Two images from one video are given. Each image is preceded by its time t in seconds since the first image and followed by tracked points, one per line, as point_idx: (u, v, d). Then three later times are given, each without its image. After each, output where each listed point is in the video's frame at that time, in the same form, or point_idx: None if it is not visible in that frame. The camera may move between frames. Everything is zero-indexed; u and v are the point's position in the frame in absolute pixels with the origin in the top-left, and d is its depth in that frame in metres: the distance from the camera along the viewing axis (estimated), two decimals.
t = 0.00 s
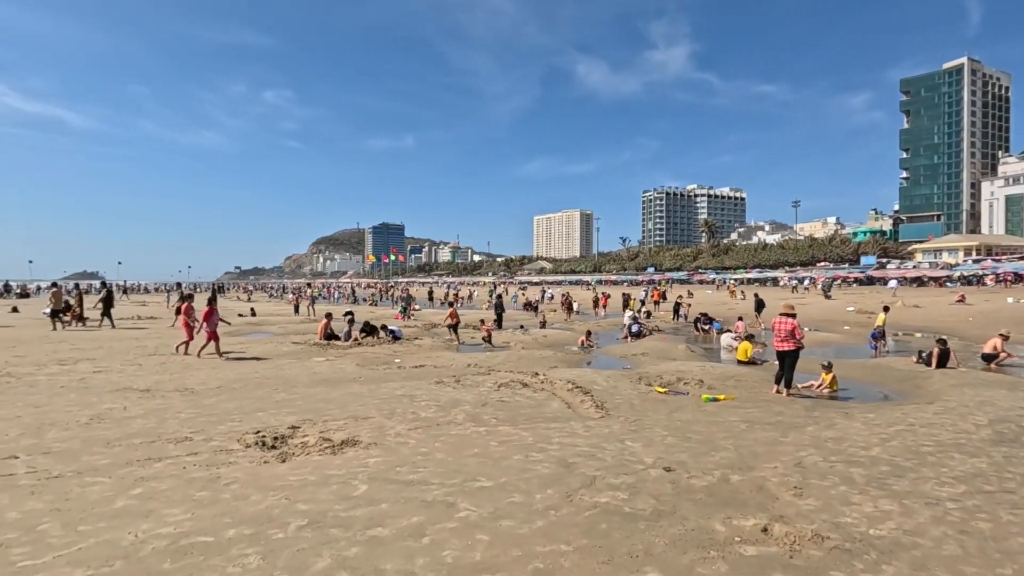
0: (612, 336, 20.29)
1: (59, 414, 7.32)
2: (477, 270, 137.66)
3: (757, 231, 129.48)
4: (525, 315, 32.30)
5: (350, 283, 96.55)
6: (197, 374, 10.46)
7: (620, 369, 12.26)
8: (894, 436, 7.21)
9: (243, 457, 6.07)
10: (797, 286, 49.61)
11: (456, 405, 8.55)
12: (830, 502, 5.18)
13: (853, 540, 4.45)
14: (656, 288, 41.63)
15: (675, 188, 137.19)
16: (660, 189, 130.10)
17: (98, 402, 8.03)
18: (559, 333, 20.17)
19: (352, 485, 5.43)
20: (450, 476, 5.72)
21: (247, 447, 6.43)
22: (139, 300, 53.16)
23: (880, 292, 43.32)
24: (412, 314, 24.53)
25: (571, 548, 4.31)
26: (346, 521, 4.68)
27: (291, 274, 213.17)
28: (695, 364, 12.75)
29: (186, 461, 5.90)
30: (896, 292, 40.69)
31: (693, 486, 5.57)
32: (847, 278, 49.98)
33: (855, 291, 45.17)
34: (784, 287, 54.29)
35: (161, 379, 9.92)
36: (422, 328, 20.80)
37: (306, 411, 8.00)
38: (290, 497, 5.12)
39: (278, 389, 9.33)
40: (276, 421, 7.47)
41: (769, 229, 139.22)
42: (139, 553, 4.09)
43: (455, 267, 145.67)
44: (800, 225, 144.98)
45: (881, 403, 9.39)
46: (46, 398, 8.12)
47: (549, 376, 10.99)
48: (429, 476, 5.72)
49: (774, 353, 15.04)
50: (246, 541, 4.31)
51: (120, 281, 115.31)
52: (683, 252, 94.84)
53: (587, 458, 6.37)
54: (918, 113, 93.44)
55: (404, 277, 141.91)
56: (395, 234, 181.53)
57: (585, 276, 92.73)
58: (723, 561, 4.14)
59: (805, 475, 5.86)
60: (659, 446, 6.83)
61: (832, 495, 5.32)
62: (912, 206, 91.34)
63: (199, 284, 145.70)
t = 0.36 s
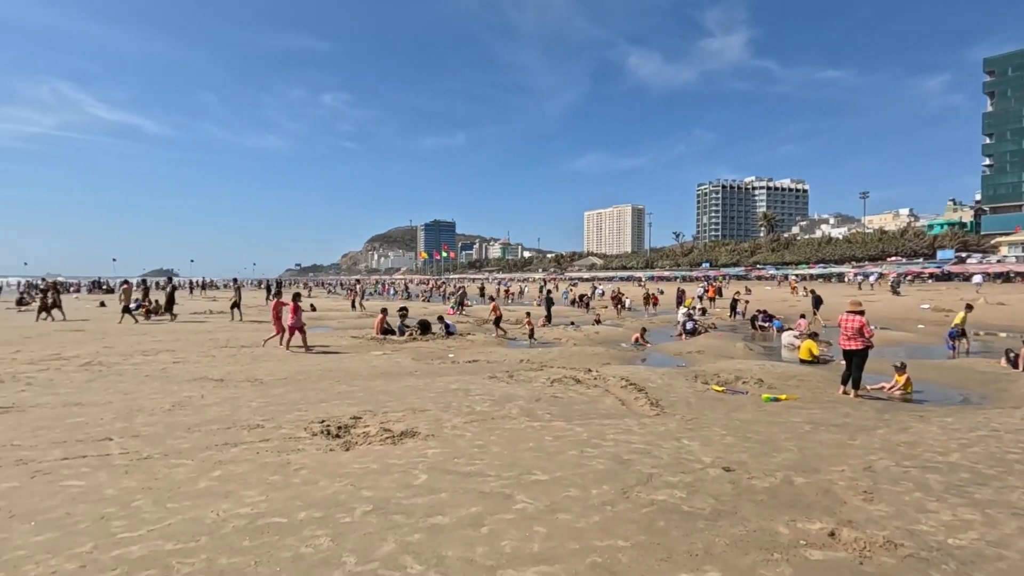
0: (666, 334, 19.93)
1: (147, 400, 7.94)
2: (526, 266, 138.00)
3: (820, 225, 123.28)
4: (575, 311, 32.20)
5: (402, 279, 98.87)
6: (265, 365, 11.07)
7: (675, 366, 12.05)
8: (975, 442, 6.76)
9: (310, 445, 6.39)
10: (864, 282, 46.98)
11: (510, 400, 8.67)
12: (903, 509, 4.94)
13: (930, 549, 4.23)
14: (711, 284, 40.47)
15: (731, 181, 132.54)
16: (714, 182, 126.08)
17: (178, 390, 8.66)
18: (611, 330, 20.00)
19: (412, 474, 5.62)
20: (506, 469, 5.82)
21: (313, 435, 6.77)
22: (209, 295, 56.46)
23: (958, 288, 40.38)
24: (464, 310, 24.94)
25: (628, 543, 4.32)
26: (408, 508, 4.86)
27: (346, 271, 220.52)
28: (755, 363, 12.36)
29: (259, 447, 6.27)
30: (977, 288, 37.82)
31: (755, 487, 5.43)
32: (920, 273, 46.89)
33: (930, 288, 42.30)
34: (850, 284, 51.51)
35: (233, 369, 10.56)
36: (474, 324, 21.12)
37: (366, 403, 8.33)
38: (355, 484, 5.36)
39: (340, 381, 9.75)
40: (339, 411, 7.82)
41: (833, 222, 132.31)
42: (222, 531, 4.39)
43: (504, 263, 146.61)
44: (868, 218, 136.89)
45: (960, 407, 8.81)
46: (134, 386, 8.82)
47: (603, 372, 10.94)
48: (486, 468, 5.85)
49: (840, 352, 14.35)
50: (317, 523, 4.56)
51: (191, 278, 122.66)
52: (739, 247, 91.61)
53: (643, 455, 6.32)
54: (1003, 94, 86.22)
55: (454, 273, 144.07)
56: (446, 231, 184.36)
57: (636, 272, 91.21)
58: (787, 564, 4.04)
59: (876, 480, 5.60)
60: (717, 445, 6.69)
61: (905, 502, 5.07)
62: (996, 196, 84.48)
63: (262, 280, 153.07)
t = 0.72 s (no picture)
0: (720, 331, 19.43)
1: (220, 389, 8.45)
2: (573, 263, 137.32)
3: (887, 218, 116.48)
4: (624, 308, 31.88)
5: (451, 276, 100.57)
6: (325, 358, 11.57)
7: (730, 365, 11.75)
8: None
9: (371, 434, 6.65)
10: (936, 278, 44.14)
11: (562, 396, 8.71)
12: (983, 518, 4.66)
13: (1014, 562, 3.99)
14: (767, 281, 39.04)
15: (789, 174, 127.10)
16: (771, 175, 121.31)
17: (247, 380, 9.19)
18: (663, 327, 19.69)
19: (469, 465, 5.76)
20: (560, 464, 5.88)
21: (373, 425, 7.04)
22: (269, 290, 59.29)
23: None
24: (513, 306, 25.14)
25: (686, 541, 4.29)
26: (466, 498, 4.99)
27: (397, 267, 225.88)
28: (816, 362, 11.88)
29: (323, 435, 6.54)
30: None
31: (819, 490, 5.26)
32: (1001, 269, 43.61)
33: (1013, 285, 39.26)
34: (921, 280, 48.51)
35: (295, 361, 11.09)
36: (524, 320, 21.27)
37: (422, 395, 8.58)
38: (414, 473, 5.52)
39: (396, 374, 10.07)
40: (396, 403, 8.09)
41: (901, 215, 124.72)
42: (293, 512, 4.57)
43: (551, 260, 146.39)
44: (941, 210, 128.06)
45: None
46: (208, 375, 9.41)
47: (655, 370, 10.82)
48: (540, 462, 5.93)
49: (910, 353, 13.59)
50: (380, 509, 4.71)
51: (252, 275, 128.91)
52: (798, 242, 87.82)
53: (699, 454, 6.23)
54: None
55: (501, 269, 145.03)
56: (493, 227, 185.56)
57: (687, 268, 89.13)
58: (854, 569, 3.91)
59: (952, 487, 5.31)
60: (777, 446, 6.52)
61: (986, 510, 4.78)
62: None
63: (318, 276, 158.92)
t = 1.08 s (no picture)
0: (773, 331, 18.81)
1: (278, 381, 8.83)
2: (618, 260, 135.70)
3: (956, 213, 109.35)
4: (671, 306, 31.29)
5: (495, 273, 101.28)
6: (376, 352, 11.91)
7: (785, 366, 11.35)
8: None
9: (421, 427, 6.80)
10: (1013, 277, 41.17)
11: (610, 394, 8.65)
12: None
13: None
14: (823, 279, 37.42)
15: (847, 167, 121.19)
16: (828, 169, 116.07)
17: (304, 373, 9.58)
18: (712, 326, 19.22)
19: (517, 461, 5.81)
20: (610, 462, 5.85)
21: (423, 418, 7.20)
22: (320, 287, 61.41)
23: None
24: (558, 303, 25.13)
25: (742, 545, 4.19)
26: (516, 492, 5.02)
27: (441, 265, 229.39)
28: (878, 365, 11.33)
29: (376, 427, 6.69)
30: None
31: (883, 497, 5.04)
32: None
33: None
34: (995, 279, 45.38)
35: (348, 356, 11.48)
36: (569, 317, 21.22)
37: (469, 391, 8.71)
38: (464, 466, 5.58)
39: (444, 369, 10.26)
40: (445, 398, 8.25)
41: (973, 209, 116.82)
42: (349, 501, 4.60)
43: (595, 258, 145.10)
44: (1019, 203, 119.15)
45: None
46: (267, 368, 9.85)
47: (705, 370, 10.59)
48: (589, 459, 5.91)
49: (983, 356, 12.75)
50: (432, 500, 4.74)
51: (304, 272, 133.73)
52: (856, 239, 83.72)
53: (753, 456, 6.07)
54: None
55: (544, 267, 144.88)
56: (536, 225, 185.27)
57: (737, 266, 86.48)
58: None
59: None
60: (837, 451, 6.27)
61: None
62: None
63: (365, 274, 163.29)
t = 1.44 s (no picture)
0: (838, 332, 17.88)
1: (336, 374, 9.16)
2: (669, 258, 132.55)
3: None
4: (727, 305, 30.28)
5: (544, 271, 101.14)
6: (428, 348, 12.15)
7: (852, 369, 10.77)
8: None
9: (473, 423, 6.87)
10: None
11: (664, 394, 8.46)
12: None
13: None
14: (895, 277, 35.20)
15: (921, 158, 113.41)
16: (899, 161, 109.08)
17: (360, 367, 9.88)
18: (771, 326, 18.47)
19: (570, 459, 5.77)
20: (665, 463, 5.72)
21: (475, 414, 7.27)
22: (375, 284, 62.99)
23: None
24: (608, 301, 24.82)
25: (807, 555, 4.00)
26: (569, 490, 4.99)
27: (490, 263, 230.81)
28: (958, 370, 10.55)
29: (429, 422, 6.81)
30: None
31: (964, 511, 4.68)
32: None
33: None
34: None
35: (401, 351, 11.76)
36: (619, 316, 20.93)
37: (520, 388, 8.73)
38: (516, 463, 5.59)
39: (495, 366, 10.33)
40: (496, 394, 8.31)
41: None
42: (405, 492, 4.69)
43: (646, 255, 142.35)
44: None
45: None
46: (326, 361, 10.23)
47: (764, 371, 10.18)
48: (643, 460, 5.80)
49: None
50: (485, 495, 4.78)
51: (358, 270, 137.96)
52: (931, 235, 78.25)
53: (818, 462, 5.78)
54: None
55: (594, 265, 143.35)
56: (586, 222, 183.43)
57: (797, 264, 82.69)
58: None
59: None
60: (911, 460, 5.88)
61: None
62: None
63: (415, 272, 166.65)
